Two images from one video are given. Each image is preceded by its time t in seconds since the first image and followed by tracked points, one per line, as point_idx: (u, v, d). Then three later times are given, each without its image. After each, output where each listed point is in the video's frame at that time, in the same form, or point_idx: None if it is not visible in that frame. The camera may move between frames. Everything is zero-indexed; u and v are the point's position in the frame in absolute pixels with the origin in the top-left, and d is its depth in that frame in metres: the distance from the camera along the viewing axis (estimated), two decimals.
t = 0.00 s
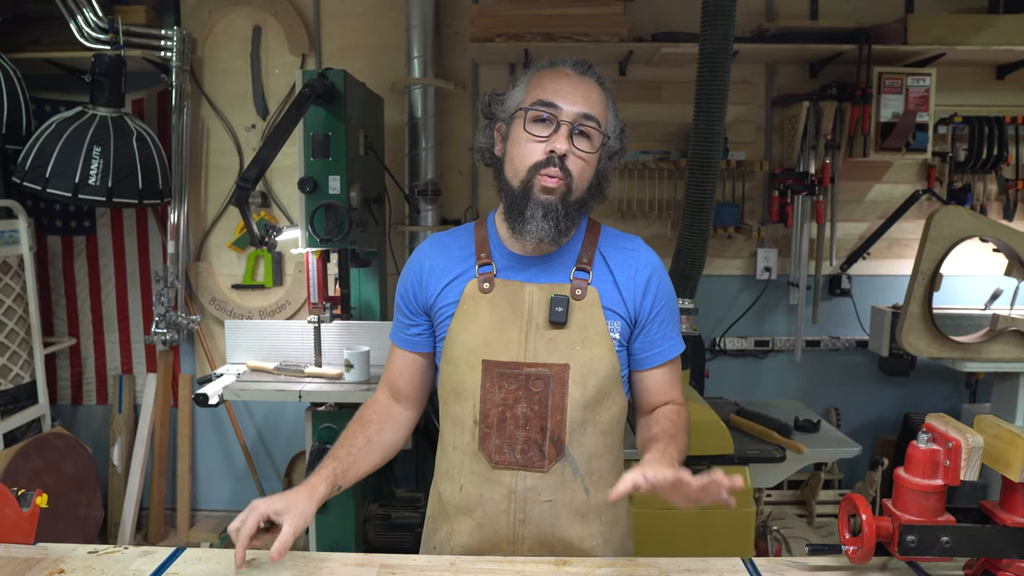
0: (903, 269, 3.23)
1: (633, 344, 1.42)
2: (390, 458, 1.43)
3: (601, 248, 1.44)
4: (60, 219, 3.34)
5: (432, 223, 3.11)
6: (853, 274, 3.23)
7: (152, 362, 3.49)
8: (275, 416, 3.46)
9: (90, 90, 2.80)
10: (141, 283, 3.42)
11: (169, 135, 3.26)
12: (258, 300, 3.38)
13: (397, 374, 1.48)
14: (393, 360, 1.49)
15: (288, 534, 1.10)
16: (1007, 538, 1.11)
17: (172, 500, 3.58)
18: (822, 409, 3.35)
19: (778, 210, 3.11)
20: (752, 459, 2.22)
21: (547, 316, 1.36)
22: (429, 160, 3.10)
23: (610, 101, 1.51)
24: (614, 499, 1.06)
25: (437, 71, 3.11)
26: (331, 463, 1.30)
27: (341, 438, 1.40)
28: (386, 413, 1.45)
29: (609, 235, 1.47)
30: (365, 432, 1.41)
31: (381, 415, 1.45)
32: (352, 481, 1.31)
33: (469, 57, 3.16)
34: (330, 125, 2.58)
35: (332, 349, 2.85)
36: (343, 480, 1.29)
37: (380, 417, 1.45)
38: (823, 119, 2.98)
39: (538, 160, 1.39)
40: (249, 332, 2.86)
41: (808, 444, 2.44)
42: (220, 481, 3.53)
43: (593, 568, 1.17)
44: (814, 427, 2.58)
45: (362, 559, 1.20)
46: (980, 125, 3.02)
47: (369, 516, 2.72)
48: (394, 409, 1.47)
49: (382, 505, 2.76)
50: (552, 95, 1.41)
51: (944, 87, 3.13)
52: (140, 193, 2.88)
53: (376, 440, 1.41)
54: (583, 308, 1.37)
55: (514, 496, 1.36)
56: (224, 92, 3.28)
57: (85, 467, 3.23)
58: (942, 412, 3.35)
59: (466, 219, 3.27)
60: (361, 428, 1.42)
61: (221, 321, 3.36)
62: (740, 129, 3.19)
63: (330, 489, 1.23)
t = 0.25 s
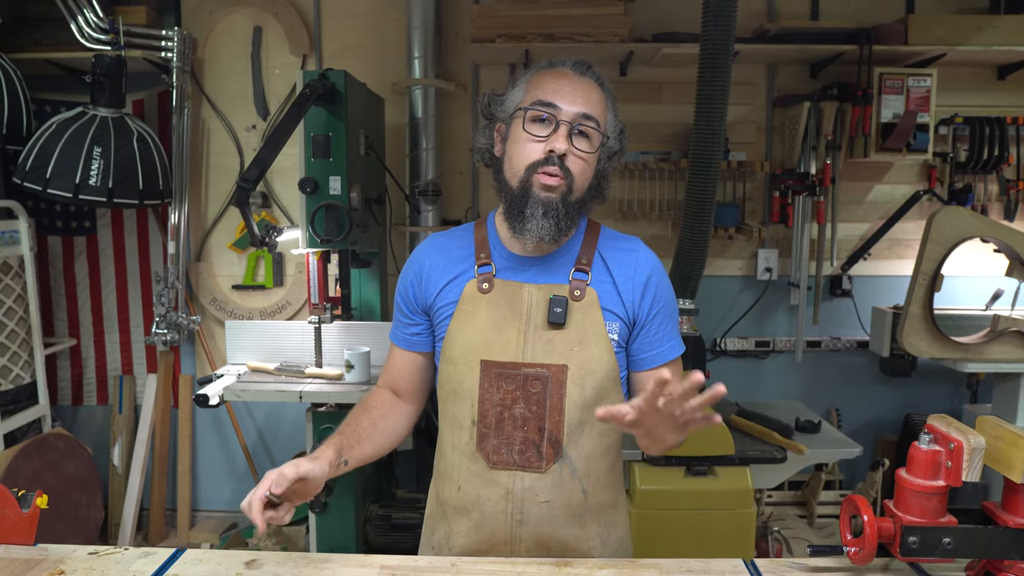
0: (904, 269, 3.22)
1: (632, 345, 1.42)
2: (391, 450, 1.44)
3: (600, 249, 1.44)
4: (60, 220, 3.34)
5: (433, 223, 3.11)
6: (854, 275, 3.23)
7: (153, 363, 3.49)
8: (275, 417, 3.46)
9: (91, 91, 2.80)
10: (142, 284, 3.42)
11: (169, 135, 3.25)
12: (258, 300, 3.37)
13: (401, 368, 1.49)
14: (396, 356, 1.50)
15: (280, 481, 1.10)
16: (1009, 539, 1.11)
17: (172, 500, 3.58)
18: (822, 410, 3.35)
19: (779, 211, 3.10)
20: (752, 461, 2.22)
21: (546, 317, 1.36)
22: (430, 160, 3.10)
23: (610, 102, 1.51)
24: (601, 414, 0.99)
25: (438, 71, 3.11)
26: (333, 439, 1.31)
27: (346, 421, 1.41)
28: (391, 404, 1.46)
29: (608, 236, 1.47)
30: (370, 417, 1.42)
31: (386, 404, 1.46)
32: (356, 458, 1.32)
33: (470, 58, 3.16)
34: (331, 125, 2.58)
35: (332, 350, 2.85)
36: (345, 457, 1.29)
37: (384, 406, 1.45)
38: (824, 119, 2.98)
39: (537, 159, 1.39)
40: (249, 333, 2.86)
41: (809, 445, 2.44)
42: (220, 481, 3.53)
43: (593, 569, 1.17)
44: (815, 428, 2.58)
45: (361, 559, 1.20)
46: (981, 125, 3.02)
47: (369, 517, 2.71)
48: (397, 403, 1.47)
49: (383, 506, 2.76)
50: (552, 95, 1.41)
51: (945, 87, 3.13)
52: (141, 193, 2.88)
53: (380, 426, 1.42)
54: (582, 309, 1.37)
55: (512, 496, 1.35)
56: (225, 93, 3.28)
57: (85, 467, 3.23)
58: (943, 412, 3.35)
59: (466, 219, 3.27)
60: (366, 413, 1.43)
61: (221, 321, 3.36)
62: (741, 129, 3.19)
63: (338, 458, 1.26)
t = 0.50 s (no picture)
0: (905, 269, 3.22)
1: (630, 345, 1.42)
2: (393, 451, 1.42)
3: (599, 249, 1.44)
4: (60, 220, 3.34)
5: (433, 223, 3.11)
6: (855, 275, 3.22)
7: (153, 363, 3.49)
8: (275, 417, 3.46)
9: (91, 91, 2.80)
10: (142, 284, 3.42)
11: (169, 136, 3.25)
12: (259, 301, 3.37)
13: (401, 369, 1.48)
14: (394, 357, 1.48)
15: (310, 520, 1.05)
16: (1011, 540, 1.11)
17: (172, 501, 3.57)
18: (823, 410, 3.34)
19: (780, 211, 3.10)
20: (753, 461, 2.21)
21: (546, 317, 1.36)
22: (430, 161, 3.09)
23: (609, 101, 1.50)
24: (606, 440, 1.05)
25: (439, 71, 3.11)
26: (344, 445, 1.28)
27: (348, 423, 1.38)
28: (392, 405, 1.44)
29: (608, 236, 1.47)
30: (373, 419, 1.39)
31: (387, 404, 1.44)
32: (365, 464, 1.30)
33: (470, 58, 3.16)
34: (332, 125, 2.58)
35: (332, 350, 2.84)
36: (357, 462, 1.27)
37: (386, 408, 1.43)
38: (825, 119, 2.97)
39: (537, 160, 1.39)
40: (249, 333, 2.86)
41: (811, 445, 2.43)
42: (220, 482, 3.53)
43: (594, 570, 1.16)
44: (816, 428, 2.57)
45: (361, 560, 1.20)
46: (982, 125, 3.01)
47: (369, 518, 2.71)
48: (397, 405, 1.45)
49: (383, 506, 2.76)
50: (552, 95, 1.41)
51: (946, 87, 3.13)
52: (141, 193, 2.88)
53: (384, 428, 1.40)
54: (581, 309, 1.37)
55: (511, 497, 1.35)
56: (225, 94, 3.28)
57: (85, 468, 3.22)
58: (944, 413, 3.34)
59: (466, 219, 3.27)
60: (368, 415, 1.40)
61: (221, 322, 3.36)
62: (741, 129, 3.19)
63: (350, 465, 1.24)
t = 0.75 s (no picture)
0: (906, 270, 3.22)
1: (630, 346, 1.42)
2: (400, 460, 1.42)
3: (599, 250, 1.44)
4: (61, 221, 3.34)
5: (434, 224, 3.11)
6: (855, 276, 3.22)
7: (153, 363, 3.49)
8: (276, 417, 3.46)
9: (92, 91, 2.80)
10: (143, 284, 3.42)
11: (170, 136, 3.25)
12: (259, 301, 3.37)
13: (401, 375, 1.47)
14: (395, 363, 1.48)
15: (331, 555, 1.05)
16: (1012, 540, 1.11)
17: (173, 502, 3.57)
18: (824, 410, 3.34)
19: (780, 211, 3.10)
20: (754, 461, 2.21)
21: (546, 318, 1.36)
22: (431, 161, 3.09)
23: (604, 98, 1.50)
24: (624, 509, 1.09)
25: (439, 71, 3.11)
26: (354, 469, 1.27)
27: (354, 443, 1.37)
28: (394, 414, 1.44)
29: (607, 237, 1.47)
30: (380, 434, 1.39)
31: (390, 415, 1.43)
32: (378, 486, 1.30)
33: (471, 58, 3.16)
34: (332, 126, 2.58)
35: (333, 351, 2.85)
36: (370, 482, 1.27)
37: (390, 419, 1.43)
38: (825, 119, 2.97)
39: (536, 161, 1.39)
40: (250, 334, 2.86)
41: (811, 446, 2.43)
42: (220, 483, 3.53)
43: (594, 570, 1.16)
44: (817, 429, 2.57)
45: (362, 561, 1.20)
46: (983, 125, 3.01)
47: (370, 519, 2.71)
48: (400, 411, 1.45)
49: (384, 506, 2.76)
50: (548, 95, 1.40)
51: (947, 88, 3.13)
52: (141, 194, 2.88)
53: (391, 442, 1.40)
54: (581, 311, 1.37)
55: (510, 499, 1.35)
56: (226, 94, 3.28)
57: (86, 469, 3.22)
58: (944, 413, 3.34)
59: (467, 220, 3.27)
60: (373, 431, 1.39)
61: (222, 322, 3.36)
62: (742, 129, 3.19)
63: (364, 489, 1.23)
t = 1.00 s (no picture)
0: (906, 270, 3.22)
1: (630, 345, 1.43)
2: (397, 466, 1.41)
3: (598, 250, 1.44)
4: (62, 221, 3.35)
5: (434, 224, 3.11)
6: (856, 276, 3.22)
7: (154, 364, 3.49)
8: (277, 418, 3.46)
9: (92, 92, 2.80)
10: (143, 285, 3.42)
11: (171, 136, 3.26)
12: (260, 301, 3.37)
13: (398, 381, 1.46)
14: (393, 367, 1.47)
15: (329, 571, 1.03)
16: (1011, 540, 1.11)
17: (173, 502, 3.57)
18: (824, 410, 3.34)
19: (780, 211, 3.10)
20: (755, 461, 2.22)
21: (546, 319, 1.36)
22: (432, 161, 3.10)
23: (594, 93, 1.51)
24: (622, 489, 1.04)
25: (440, 72, 3.12)
26: (355, 478, 1.26)
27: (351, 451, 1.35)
28: (391, 421, 1.43)
29: (606, 237, 1.47)
30: (377, 442, 1.37)
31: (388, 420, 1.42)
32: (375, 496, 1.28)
33: (471, 59, 3.16)
34: (332, 126, 2.58)
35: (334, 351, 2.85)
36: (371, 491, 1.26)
37: (387, 426, 1.42)
38: (825, 120, 2.98)
39: (535, 161, 1.39)
40: (251, 334, 2.87)
41: (812, 447, 2.43)
42: (221, 483, 3.53)
43: (596, 570, 1.17)
44: (817, 429, 2.58)
45: (363, 561, 1.20)
46: (983, 125, 3.01)
47: (371, 519, 2.72)
48: (398, 417, 1.45)
49: (384, 506, 2.76)
50: (539, 94, 1.41)
51: (947, 88, 3.13)
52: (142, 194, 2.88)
53: (389, 449, 1.39)
54: (580, 311, 1.37)
55: (511, 499, 1.35)
56: (227, 94, 3.28)
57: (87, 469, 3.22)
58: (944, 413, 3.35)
59: (467, 220, 3.27)
60: (371, 438, 1.38)
61: (223, 323, 3.36)
62: (742, 130, 3.19)
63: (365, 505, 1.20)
